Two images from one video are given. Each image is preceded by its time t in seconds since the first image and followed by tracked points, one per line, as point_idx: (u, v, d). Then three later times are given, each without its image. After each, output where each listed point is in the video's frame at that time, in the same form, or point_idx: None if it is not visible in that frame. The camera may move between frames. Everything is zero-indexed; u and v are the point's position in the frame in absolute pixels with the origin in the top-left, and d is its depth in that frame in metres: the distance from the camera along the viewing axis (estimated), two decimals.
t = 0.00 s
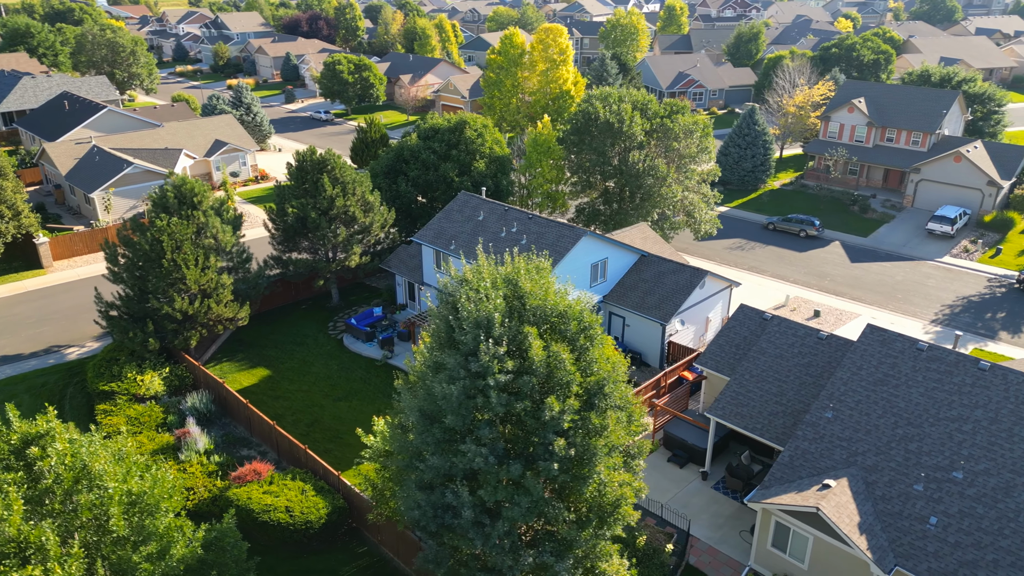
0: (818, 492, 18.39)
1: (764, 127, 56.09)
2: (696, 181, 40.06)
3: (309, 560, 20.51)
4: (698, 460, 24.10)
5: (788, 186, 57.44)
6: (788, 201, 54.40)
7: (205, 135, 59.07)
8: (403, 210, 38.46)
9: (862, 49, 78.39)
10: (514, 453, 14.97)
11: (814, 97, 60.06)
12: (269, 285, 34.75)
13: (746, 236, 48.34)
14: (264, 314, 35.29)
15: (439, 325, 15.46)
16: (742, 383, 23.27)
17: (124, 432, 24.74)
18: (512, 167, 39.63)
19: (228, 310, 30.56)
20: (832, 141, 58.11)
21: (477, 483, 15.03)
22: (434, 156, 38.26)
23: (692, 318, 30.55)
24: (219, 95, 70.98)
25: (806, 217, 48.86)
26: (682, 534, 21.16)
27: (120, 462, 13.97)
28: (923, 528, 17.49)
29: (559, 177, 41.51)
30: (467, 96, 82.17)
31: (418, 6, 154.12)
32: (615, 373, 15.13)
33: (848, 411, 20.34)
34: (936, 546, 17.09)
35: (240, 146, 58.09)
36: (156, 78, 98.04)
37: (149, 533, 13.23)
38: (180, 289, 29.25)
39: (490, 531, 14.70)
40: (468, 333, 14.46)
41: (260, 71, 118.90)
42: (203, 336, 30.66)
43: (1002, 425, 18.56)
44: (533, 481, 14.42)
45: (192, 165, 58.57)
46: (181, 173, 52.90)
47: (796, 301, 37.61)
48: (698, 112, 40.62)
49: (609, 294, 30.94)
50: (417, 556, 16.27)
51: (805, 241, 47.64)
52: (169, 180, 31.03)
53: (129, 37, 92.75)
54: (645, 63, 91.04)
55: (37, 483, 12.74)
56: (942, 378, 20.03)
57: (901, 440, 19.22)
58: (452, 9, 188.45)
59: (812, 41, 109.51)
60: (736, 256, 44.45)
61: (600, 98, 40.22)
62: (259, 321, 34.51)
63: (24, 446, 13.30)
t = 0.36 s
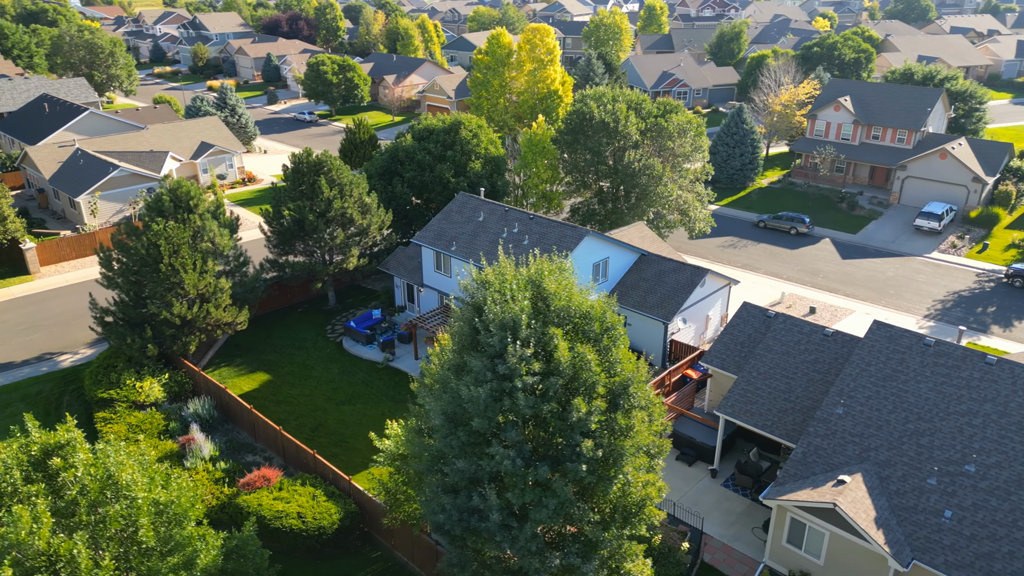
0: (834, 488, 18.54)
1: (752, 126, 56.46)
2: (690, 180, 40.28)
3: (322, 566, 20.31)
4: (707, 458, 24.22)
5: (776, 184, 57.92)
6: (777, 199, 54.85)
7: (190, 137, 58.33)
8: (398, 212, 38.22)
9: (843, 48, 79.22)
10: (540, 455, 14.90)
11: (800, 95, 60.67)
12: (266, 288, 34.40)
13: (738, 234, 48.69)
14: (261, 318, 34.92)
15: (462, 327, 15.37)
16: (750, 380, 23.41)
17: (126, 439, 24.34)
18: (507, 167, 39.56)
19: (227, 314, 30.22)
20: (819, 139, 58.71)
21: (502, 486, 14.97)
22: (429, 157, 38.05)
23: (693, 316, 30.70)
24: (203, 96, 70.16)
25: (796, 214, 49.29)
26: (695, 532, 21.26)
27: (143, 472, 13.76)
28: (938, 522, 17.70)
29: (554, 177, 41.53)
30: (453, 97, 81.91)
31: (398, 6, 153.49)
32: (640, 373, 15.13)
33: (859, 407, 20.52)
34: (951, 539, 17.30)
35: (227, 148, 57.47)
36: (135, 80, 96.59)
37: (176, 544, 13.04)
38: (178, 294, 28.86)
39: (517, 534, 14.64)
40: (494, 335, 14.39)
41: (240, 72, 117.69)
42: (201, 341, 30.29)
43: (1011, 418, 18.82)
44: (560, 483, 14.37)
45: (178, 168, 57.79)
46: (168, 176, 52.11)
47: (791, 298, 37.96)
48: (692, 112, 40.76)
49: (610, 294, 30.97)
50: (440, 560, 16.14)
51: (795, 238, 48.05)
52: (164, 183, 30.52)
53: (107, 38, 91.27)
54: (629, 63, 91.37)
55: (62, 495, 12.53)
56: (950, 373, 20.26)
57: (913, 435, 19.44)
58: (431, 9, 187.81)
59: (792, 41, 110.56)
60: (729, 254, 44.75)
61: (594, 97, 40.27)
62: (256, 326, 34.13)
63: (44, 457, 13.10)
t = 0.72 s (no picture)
0: (849, 484, 18.70)
1: (740, 125, 56.88)
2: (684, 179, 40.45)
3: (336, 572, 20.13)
4: (715, 456, 24.32)
5: (764, 182, 58.43)
6: (766, 197, 55.33)
7: (176, 140, 57.59)
8: (394, 213, 37.98)
9: (824, 47, 80.12)
10: (567, 457, 14.85)
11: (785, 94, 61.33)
12: (263, 292, 34.05)
13: (729, 232, 49.02)
14: (258, 322, 34.55)
15: (486, 329, 15.29)
16: (758, 377, 23.57)
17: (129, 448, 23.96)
18: (502, 167, 39.48)
19: (227, 319, 29.85)
20: (806, 137, 59.31)
21: (529, 488, 14.92)
22: (425, 158, 37.85)
23: (694, 314, 30.82)
24: (187, 98, 69.31)
25: (786, 212, 49.72)
26: (709, 531, 21.35)
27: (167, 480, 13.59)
28: (953, 515, 17.91)
29: (549, 177, 41.54)
30: (438, 97, 81.64)
31: (379, 6, 152.82)
32: (664, 373, 15.12)
33: (869, 403, 20.73)
34: (967, 532, 17.51)
35: (213, 150, 56.84)
36: (114, 81, 95.18)
37: (207, 554, 12.83)
38: (177, 299, 28.46)
39: (545, 536, 14.53)
40: (521, 336, 14.33)
41: (220, 73, 116.49)
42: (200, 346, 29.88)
43: (1020, 412, 19.07)
44: (588, 484, 14.32)
45: (164, 170, 56.94)
46: (155, 179, 51.35)
47: (786, 295, 38.26)
48: (685, 111, 40.90)
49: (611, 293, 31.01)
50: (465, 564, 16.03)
51: (786, 236, 48.48)
52: (159, 186, 30.08)
53: (85, 39, 89.87)
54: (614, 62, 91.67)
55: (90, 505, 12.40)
56: (958, 368, 20.50)
57: (924, 429, 19.66)
58: (411, 9, 187.16)
59: (773, 40, 111.51)
60: (722, 252, 45.06)
61: (588, 97, 40.31)
62: (253, 330, 33.76)
63: (69, 468, 13.01)
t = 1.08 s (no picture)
0: (864, 479, 18.88)
1: (728, 123, 57.27)
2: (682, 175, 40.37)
3: None
4: (724, 453, 24.45)
5: (752, 180, 58.90)
6: (755, 195, 55.78)
7: (161, 142, 56.80)
8: (391, 214, 37.73)
9: (806, 45, 80.94)
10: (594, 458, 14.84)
11: (771, 93, 61.93)
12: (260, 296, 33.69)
13: (720, 230, 49.34)
14: (256, 326, 34.15)
15: (511, 331, 15.25)
16: (766, 374, 23.72)
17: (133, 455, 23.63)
18: (498, 167, 39.39)
19: (227, 323, 29.47)
20: (793, 136, 59.88)
21: (556, 489, 14.90)
22: (421, 159, 37.64)
23: (695, 312, 30.96)
24: (170, 99, 68.41)
25: (776, 210, 50.14)
26: (723, 528, 21.47)
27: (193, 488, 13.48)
28: (967, 508, 18.14)
29: (544, 177, 41.52)
30: (424, 97, 81.31)
31: (359, 6, 151.97)
32: (689, 372, 15.13)
33: (879, 398, 20.94)
34: (981, 524, 17.75)
35: (199, 152, 56.14)
36: (93, 83, 93.67)
37: (237, 563, 12.82)
38: (176, 303, 28.08)
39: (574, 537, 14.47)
40: (548, 337, 14.30)
41: (200, 74, 115.12)
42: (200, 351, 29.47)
43: None
44: (617, 485, 14.31)
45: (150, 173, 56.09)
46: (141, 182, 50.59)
47: (781, 292, 38.54)
48: (679, 110, 41.03)
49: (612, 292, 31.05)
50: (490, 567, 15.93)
51: (777, 233, 48.89)
52: (154, 190, 29.61)
53: (63, 41, 88.34)
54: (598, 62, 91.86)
55: (120, 516, 12.37)
56: (965, 362, 20.76)
57: (934, 423, 19.91)
58: (391, 9, 186.31)
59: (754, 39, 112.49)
60: (716, 250, 45.35)
61: (583, 97, 40.34)
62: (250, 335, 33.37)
63: (94, 478, 12.93)
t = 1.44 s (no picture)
0: (877, 474, 19.05)
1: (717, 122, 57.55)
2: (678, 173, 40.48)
3: None
4: (732, 451, 24.61)
5: (742, 178, 59.32)
6: (746, 193, 56.16)
7: (148, 144, 56.04)
8: (387, 215, 37.50)
9: (790, 45, 81.63)
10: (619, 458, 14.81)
11: (758, 92, 62.39)
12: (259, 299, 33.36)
13: (713, 228, 49.64)
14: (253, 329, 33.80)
15: (533, 333, 15.20)
16: (773, 372, 23.84)
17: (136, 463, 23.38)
18: (494, 168, 39.32)
19: (227, 327, 29.09)
20: (781, 134, 60.38)
21: (582, 490, 14.85)
22: (417, 159, 37.47)
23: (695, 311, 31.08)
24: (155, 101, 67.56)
25: (767, 208, 50.52)
26: (735, 525, 21.57)
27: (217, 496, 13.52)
28: (979, 502, 18.35)
29: (540, 177, 41.48)
30: (411, 97, 80.98)
31: (341, 6, 151.14)
32: (712, 371, 15.13)
33: (887, 394, 21.14)
34: (994, 517, 17.96)
35: (187, 154, 55.49)
36: (73, 85, 92.27)
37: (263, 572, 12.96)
38: (176, 308, 27.66)
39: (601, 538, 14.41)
40: (575, 338, 14.30)
41: (181, 75, 113.80)
42: (200, 356, 29.09)
43: None
44: (644, 485, 14.30)
45: (136, 175, 55.25)
46: (129, 184, 49.90)
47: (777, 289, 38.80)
48: (673, 110, 41.16)
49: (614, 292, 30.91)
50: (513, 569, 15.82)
51: (769, 231, 49.26)
52: (150, 192, 29.13)
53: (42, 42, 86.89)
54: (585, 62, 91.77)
55: (147, 524, 12.55)
56: (971, 358, 21.00)
57: (943, 418, 20.13)
58: (373, 10, 185.56)
59: (737, 39, 113.39)
60: (709, 248, 45.61)
61: (578, 96, 40.38)
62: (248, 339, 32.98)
63: (119, 488, 13.11)
